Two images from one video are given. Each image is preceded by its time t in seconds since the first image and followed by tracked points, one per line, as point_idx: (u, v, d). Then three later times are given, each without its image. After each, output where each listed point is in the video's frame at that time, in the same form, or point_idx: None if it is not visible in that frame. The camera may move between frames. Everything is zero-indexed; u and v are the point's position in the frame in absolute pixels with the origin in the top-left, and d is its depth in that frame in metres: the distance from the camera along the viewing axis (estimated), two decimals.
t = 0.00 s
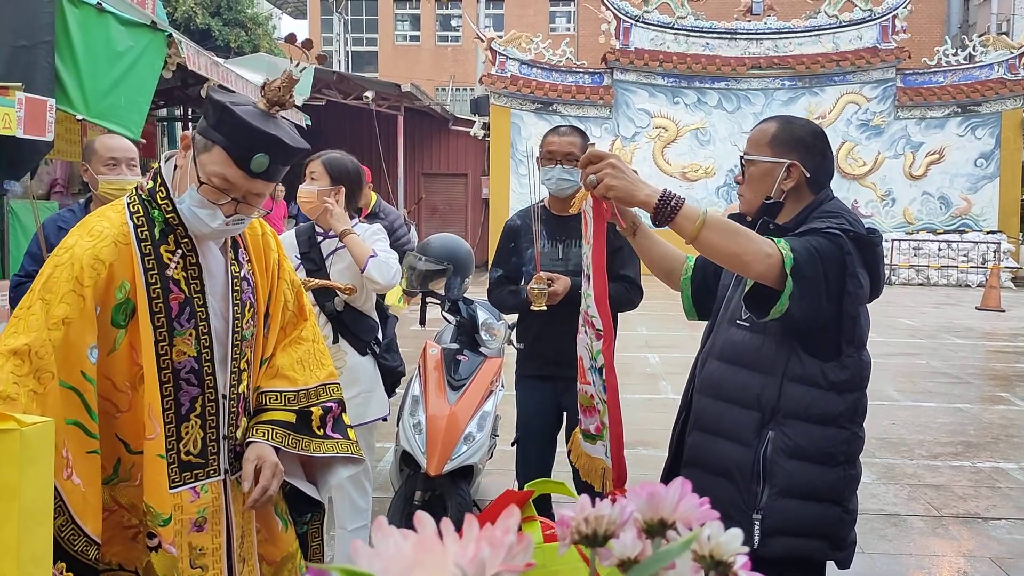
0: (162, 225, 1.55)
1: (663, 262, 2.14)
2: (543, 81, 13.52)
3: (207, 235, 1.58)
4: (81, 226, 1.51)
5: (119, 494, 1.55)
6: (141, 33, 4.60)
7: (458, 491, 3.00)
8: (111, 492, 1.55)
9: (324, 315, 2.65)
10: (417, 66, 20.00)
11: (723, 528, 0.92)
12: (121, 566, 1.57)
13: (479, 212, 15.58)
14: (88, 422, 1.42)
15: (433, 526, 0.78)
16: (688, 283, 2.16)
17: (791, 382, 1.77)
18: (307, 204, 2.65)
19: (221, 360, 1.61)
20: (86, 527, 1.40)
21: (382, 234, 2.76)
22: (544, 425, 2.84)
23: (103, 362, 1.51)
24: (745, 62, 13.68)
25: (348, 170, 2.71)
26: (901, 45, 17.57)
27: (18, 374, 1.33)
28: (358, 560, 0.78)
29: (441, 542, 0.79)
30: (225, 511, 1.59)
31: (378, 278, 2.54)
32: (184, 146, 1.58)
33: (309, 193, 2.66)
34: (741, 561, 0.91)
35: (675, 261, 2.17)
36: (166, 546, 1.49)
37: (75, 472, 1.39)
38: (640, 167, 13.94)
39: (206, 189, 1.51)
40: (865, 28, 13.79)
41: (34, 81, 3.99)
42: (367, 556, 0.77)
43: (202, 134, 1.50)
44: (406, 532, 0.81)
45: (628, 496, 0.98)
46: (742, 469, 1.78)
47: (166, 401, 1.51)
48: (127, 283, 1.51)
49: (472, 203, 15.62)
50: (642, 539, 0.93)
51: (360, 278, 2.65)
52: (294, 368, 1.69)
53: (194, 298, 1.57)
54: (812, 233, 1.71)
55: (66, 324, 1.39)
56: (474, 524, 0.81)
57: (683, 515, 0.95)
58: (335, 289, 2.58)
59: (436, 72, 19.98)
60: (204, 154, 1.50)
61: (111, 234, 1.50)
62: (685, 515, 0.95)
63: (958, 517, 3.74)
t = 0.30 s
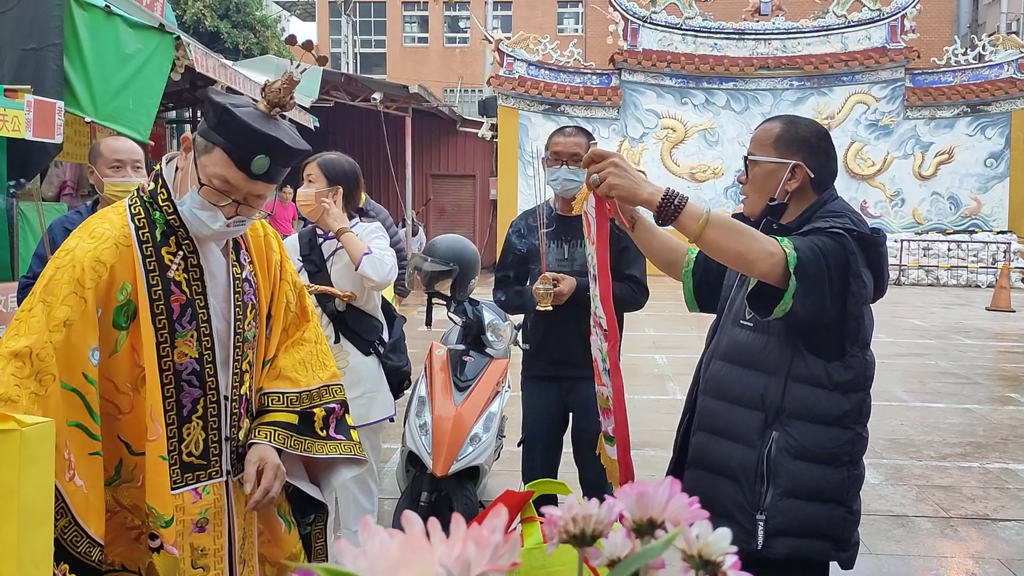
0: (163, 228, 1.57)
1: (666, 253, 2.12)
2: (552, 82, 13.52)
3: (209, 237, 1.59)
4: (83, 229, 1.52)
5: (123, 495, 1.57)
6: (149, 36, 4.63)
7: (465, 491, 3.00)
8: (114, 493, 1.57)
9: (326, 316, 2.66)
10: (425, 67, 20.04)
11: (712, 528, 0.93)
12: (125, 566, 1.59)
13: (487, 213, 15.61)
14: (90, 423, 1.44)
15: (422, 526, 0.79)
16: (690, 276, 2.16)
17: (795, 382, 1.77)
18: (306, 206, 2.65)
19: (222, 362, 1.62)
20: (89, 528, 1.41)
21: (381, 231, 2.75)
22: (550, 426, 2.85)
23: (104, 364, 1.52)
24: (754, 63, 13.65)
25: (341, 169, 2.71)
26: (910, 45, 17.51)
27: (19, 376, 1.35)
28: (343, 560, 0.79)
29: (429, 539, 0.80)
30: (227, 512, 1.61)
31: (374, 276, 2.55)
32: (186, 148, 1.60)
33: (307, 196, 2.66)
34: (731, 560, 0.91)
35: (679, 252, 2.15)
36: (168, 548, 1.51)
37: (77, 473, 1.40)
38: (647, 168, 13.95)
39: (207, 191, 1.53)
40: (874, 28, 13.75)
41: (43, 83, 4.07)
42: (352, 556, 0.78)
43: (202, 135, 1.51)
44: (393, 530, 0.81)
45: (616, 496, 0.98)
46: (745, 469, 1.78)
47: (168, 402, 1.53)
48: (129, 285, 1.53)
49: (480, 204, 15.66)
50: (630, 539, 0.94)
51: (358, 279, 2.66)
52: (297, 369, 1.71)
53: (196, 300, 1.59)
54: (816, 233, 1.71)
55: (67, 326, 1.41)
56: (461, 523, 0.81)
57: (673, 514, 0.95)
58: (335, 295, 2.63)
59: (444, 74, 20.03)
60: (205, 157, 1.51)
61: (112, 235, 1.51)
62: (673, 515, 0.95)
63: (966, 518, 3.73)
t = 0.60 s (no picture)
0: (167, 230, 1.57)
1: (666, 247, 2.11)
2: (557, 83, 13.52)
3: (212, 239, 1.60)
4: (86, 231, 1.53)
5: (125, 497, 1.58)
6: (156, 39, 4.63)
7: (470, 492, 3.00)
8: (116, 494, 1.57)
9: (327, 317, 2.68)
10: (431, 69, 20.06)
11: (709, 529, 0.93)
12: (127, 567, 1.60)
13: (493, 214, 15.62)
14: (93, 424, 1.44)
15: (418, 527, 0.79)
16: (692, 270, 2.12)
17: (798, 383, 1.77)
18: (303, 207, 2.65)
19: (226, 363, 1.63)
20: (92, 529, 1.42)
21: (380, 230, 2.76)
22: (554, 427, 2.85)
23: (108, 365, 1.53)
24: (760, 63, 13.63)
25: (340, 170, 2.70)
26: (916, 45, 17.46)
27: (22, 378, 1.35)
28: (338, 561, 0.79)
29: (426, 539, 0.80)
30: (230, 513, 1.61)
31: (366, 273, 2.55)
32: (189, 150, 1.60)
33: (305, 198, 2.67)
34: (727, 561, 0.92)
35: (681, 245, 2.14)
36: (170, 549, 1.51)
37: (81, 475, 1.41)
38: (653, 169, 13.94)
39: (211, 193, 1.53)
40: (880, 28, 13.72)
41: (50, 86, 4.10)
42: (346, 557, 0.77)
43: (205, 138, 1.52)
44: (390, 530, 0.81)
45: (612, 496, 0.98)
46: (748, 470, 1.77)
47: (171, 404, 1.53)
48: (132, 287, 1.53)
49: (485, 205, 15.66)
50: (626, 539, 0.95)
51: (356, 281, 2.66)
52: (301, 370, 1.71)
53: (199, 302, 1.59)
54: (819, 233, 1.71)
55: (70, 328, 1.41)
56: (458, 523, 0.82)
57: (669, 514, 0.95)
58: (333, 298, 2.64)
59: (450, 75, 20.05)
60: (208, 158, 1.52)
61: (116, 237, 1.52)
62: (670, 515, 0.95)
63: (973, 520, 3.71)
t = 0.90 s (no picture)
0: (172, 232, 1.58)
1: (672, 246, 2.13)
2: (561, 85, 13.52)
3: (216, 241, 1.60)
4: (92, 233, 1.54)
5: (131, 499, 1.59)
6: (160, 40, 4.63)
7: (473, 495, 3.00)
8: (121, 496, 1.58)
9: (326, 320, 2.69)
10: (435, 71, 20.08)
11: (711, 531, 0.93)
12: (131, 570, 1.61)
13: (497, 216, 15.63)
14: (98, 427, 1.45)
15: (420, 528, 0.80)
16: (700, 272, 2.10)
17: (800, 385, 1.77)
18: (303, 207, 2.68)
19: (231, 366, 1.63)
20: (97, 531, 1.42)
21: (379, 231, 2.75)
22: (557, 429, 2.84)
23: (113, 366, 1.53)
24: (764, 65, 13.62)
25: (339, 173, 2.70)
26: (921, 46, 17.45)
27: (27, 380, 1.36)
28: (340, 563, 0.78)
29: (427, 542, 0.80)
30: (235, 516, 1.61)
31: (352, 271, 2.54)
32: (194, 152, 1.60)
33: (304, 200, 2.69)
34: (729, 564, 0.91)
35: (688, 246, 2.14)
36: (173, 552, 1.52)
37: (85, 477, 1.42)
38: (657, 170, 13.93)
39: (215, 195, 1.54)
40: (884, 29, 13.70)
41: (55, 88, 4.13)
42: (350, 559, 0.77)
43: (211, 140, 1.52)
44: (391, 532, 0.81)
45: (614, 500, 0.99)
46: (751, 473, 1.77)
47: (176, 405, 1.54)
48: (137, 289, 1.54)
49: (489, 207, 15.68)
50: (629, 542, 0.94)
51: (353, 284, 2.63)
52: (305, 372, 1.72)
53: (204, 304, 1.60)
54: (820, 234, 1.71)
55: (75, 330, 1.42)
56: (459, 527, 0.82)
57: (671, 516, 0.95)
58: (329, 301, 2.63)
59: (454, 77, 20.08)
60: (212, 161, 1.52)
61: (121, 239, 1.52)
62: (672, 517, 0.95)
63: (978, 522, 3.69)
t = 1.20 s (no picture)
0: (175, 233, 1.58)
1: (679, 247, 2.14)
2: (564, 86, 13.52)
3: (219, 242, 1.60)
4: (95, 234, 1.54)
5: (135, 500, 1.59)
6: (163, 41, 4.66)
7: (476, 495, 3.00)
8: (125, 497, 1.58)
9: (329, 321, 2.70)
10: (438, 72, 20.11)
11: (715, 534, 0.92)
12: (135, 570, 1.62)
13: (500, 216, 15.64)
14: (101, 427, 1.45)
15: (423, 531, 0.80)
16: (709, 272, 2.11)
17: (801, 385, 1.77)
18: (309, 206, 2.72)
19: (234, 367, 1.63)
20: (99, 532, 1.43)
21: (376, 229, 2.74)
22: (559, 429, 2.85)
23: (116, 367, 1.54)
24: (767, 65, 13.60)
25: (332, 172, 2.73)
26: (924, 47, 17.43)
27: (30, 381, 1.36)
28: (342, 564, 0.78)
29: (430, 545, 0.80)
30: (238, 517, 1.62)
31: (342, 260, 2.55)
32: (198, 153, 1.61)
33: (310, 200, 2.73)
34: (733, 566, 0.91)
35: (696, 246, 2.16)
36: (177, 554, 1.52)
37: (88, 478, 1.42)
38: (660, 171, 13.94)
39: (218, 197, 1.55)
40: (887, 30, 13.68)
41: (59, 89, 4.13)
42: (353, 560, 0.77)
43: (214, 141, 1.52)
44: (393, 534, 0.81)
45: (618, 502, 0.99)
46: (752, 473, 1.77)
47: (179, 406, 1.54)
48: (140, 290, 1.54)
49: (492, 208, 15.69)
50: (631, 545, 0.94)
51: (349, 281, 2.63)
52: (309, 374, 1.72)
53: (207, 305, 1.60)
54: (821, 233, 1.71)
55: (78, 331, 1.42)
56: (463, 529, 0.82)
57: (675, 519, 0.95)
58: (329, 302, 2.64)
59: (457, 78, 20.10)
60: (215, 162, 1.53)
61: (124, 240, 1.53)
62: (676, 520, 0.95)
63: (982, 523, 3.68)
